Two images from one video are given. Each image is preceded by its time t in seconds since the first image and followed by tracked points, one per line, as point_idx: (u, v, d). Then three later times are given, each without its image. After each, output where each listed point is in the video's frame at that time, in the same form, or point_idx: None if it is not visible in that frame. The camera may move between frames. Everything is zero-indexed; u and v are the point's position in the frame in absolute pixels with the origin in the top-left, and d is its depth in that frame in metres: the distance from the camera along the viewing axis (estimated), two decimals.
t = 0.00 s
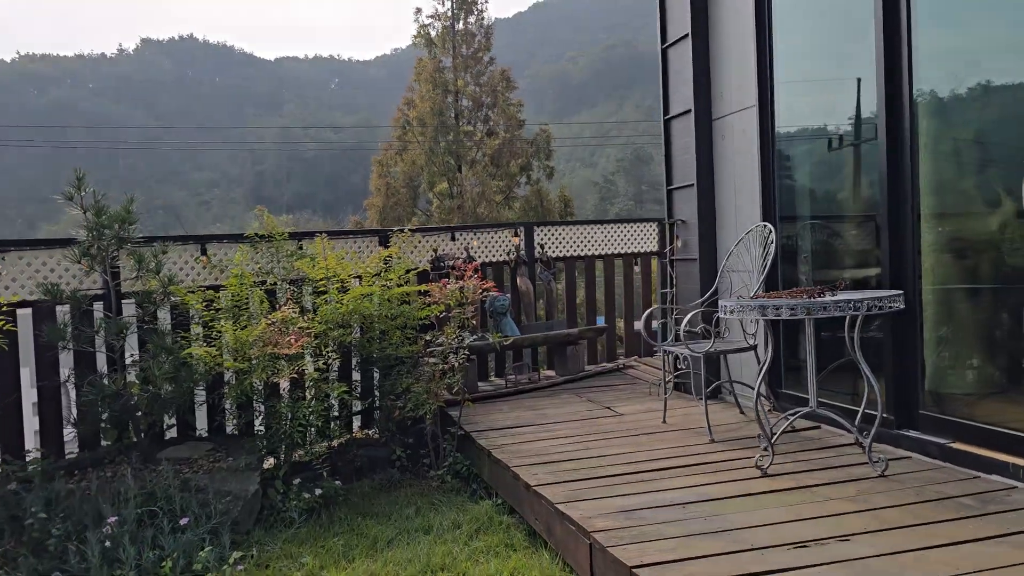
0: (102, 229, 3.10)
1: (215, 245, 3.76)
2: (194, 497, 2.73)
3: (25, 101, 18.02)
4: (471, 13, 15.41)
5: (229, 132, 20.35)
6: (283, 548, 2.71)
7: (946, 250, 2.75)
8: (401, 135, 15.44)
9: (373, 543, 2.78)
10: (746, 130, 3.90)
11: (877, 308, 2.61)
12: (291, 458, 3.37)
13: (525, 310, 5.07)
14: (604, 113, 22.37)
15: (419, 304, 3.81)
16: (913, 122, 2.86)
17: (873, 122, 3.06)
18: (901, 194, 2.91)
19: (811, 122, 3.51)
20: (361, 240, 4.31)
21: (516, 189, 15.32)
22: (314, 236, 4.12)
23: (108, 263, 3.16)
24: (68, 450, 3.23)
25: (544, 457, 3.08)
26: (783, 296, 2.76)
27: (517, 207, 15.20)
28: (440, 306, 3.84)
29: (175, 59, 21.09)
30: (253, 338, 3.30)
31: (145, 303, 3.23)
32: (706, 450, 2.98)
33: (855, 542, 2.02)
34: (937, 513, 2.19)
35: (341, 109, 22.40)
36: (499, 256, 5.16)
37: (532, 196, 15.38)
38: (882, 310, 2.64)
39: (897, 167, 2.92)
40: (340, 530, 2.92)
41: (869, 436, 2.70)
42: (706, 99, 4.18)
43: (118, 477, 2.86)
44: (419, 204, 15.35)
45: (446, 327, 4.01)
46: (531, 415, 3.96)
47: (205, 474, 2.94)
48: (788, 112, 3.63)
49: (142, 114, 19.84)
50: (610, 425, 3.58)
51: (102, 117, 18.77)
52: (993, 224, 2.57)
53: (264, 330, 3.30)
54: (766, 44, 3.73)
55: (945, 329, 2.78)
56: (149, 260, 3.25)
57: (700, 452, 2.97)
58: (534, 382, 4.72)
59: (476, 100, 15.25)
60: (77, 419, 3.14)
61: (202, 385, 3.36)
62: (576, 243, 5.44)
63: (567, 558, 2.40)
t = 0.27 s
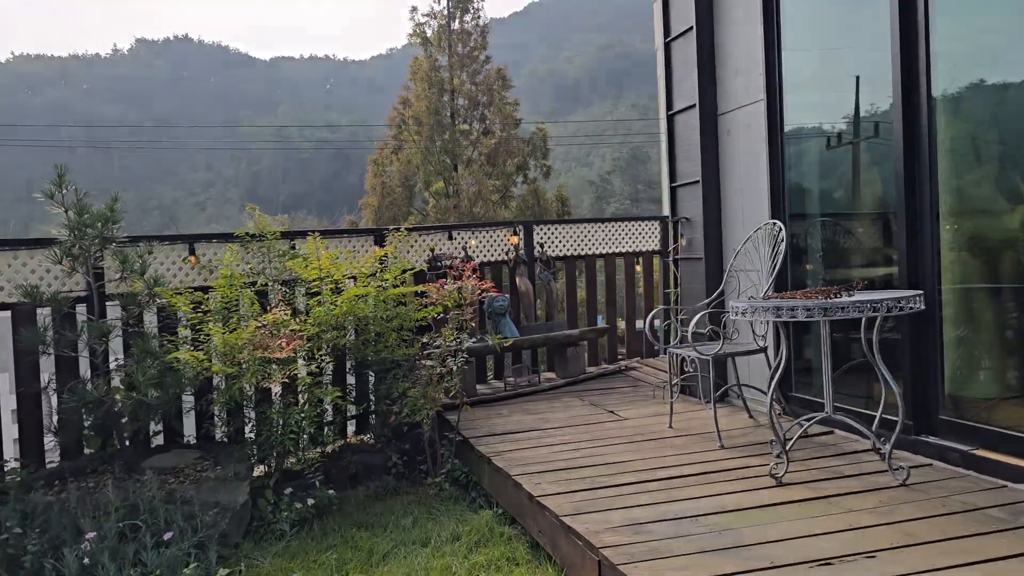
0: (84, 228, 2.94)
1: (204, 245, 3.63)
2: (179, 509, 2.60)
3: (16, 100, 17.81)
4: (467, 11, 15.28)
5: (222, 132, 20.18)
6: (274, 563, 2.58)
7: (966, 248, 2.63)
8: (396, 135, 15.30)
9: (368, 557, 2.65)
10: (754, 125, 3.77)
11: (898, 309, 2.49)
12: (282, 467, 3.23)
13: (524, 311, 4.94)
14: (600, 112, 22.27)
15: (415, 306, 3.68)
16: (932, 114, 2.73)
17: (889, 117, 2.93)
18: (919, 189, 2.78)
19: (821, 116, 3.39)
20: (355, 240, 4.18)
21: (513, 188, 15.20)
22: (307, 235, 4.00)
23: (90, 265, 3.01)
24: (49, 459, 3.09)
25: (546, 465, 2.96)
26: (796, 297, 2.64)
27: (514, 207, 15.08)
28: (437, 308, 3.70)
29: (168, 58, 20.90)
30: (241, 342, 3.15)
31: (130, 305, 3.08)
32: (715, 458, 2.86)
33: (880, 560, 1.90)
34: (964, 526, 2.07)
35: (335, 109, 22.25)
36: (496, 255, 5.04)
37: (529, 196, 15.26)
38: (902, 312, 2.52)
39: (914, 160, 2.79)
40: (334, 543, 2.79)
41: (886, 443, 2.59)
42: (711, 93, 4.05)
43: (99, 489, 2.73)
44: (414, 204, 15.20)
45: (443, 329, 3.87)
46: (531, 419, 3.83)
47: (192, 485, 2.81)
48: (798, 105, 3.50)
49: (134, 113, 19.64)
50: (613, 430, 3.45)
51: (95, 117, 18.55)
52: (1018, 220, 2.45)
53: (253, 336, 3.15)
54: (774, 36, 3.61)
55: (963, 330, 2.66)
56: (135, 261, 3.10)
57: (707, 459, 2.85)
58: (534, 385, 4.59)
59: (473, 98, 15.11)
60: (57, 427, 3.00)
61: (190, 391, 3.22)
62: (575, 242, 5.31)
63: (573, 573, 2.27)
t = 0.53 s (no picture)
0: (67, 226, 2.81)
1: (196, 244, 3.50)
2: (164, 523, 2.46)
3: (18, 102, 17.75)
4: (470, 11, 15.17)
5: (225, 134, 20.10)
6: None
7: (995, 244, 2.47)
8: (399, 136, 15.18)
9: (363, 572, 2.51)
10: (766, 118, 3.63)
11: (924, 308, 2.33)
12: (275, 477, 3.09)
13: (530, 314, 4.80)
14: (604, 114, 22.14)
15: (415, 308, 3.54)
16: (957, 101, 2.58)
17: (910, 105, 2.78)
18: (944, 182, 2.63)
19: (838, 107, 3.24)
20: (354, 239, 4.05)
21: (516, 190, 15.08)
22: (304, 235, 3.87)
23: (73, 264, 2.87)
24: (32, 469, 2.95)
25: (551, 474, 2.81)
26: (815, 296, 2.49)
27: (518, 209, 14.95)
28: (438, 310, 3.56)
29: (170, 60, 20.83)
30: (232, 345, 3.01)
31: (115, 307, 2.94)
32: (730, 466, 2.71)
33: None
34: (1000, 542, 1.92)
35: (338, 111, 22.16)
36: (499, 257, 4.89)
37: (533, 197, 15.14)
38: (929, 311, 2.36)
39: (938, 151, 2.63)
40: (329, 557, 2.65)
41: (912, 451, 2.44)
42: (721, 85, 3.91)
43: (80, 502, 2.59)
44: (418, 205, 15.08)
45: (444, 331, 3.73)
46: (536, 425, 3.68)
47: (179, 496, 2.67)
48: (813, 97, 3.36)
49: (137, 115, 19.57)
50: (622, 436, 3.31)
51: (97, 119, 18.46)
52: None
53: (245, 338, 3.01)
54: (787, 25, 3.47)
55: (993, 331, 2.50)
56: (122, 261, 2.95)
57: (721, 468, 2.70)
58: (539, 389, 4.44)
59: (476, 99, 14.99)
60: (39, 435, 2.86)
61: (180, 396, 3.08)
62: (581, 242, 5.17)
63: None
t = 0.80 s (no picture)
0: (48, 228, 2.71)
1: (187, 247, 3.38)
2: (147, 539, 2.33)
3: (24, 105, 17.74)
4: (475, 12, 15.06)
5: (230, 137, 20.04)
6: None
7: None
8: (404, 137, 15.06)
9: None
10: (780, 113, 3.48)
11: (955, 314, 2.15)
12: (268, 489, 2.95)
13: (536, 316, 4.61)
14: (611, 115, 21.98)
15: (416, 312, 3.41)
16: (984, 91, 2.43)
17: (934, 95, 2.63)
18: (970, 178, 2.47)
19: (854, 101, 3.09)
20: (353, 242, 3.93)
21: (523, 191, 14.93)
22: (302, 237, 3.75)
23: (55, 268, 2.77)
24: (13, 481, 2.85)
25: (556, 487, 2.68)
26: (835, 299, 2.34)
27: (524, 210, 14.79)
28: (439, 314, 3.43)
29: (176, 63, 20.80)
30: (221, 352, 2.88)
31: (100, 313, 2.82)
32: (745, 479, 2.57)
33: None
34: None
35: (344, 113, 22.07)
36: (505, 258, 4.75)
37: (539, 199, 14.97)
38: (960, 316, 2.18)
39: (964, 145, 2.48)
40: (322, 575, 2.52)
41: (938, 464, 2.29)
42: (732, 80, 3.77)
43: (60, 517, 2.46)
44: (423, 207, 14.89)
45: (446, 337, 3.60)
46: (541, 434, 3.55)
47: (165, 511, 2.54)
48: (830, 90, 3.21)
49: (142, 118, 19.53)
50: (631, 446, 3.17)
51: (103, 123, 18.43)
52: None
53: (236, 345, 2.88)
54: (801, 15, 3.33)
55: None
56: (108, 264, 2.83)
57: (737, 481, 2.56)
58: (545, 396, 4.29)
59: (481, 100, 14.87)
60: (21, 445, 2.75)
61: (170, 405, 2.96)
62: (588, 243, 5.03)
63: None
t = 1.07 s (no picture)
0: (21, 230, 2.56)
1: (169, 249, 3.25)
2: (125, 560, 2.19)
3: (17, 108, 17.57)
4: (472, 13, 14.96)
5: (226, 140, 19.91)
6: None
7: None
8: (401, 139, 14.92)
9: None
10: (787, 108, 3.36)
11: (984, 316, 2.03)
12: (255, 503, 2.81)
13: (534, 319, 4.50)
14: (609, 117, 21.85)
15: (411, 316, 3.27)
16: (1008, 82, 2.30)
17: (953, 86, 2.50)
18: (993, 173, 2.34)
19: (866, 95, 2.96)
20: (345, 244, 3.80)
21: (521, 193, 14.78)
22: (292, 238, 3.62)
23: (30, 272, 2.63)
24: None
25: (559, 501, 2.54)
26: (854, 302, 2.21)
27: (522, 212, 14.64)
28: (435, 318, 3.30)
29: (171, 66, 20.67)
30: (205, 359, 2.74)
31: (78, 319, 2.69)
32: (758, 492, 2.44)
33: None
34: None
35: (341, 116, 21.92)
36: (503, 260, 4.62)
37: (538, 200, 14.81)
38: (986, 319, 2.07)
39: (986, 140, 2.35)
40: None
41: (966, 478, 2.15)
42: (737, 74, 3.63)
43: (33, 537, 2.33)
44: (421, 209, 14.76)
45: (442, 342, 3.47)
46: (541, 443, 3.41)
47: (146, 528, 2.41)
48: (840, 83, 3.07)
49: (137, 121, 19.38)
50: (636, 456, 3.03)
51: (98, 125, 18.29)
52: None
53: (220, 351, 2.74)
54: (811, 5, 3.19)
55: None
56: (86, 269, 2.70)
57: (750, 495, 2.42)
58: (545, 402, 4.15)
59: (479, 102, 14.76)
60: None
61: (153, 414, 2.83)
62: (588, 245, 4.90)
63: None
